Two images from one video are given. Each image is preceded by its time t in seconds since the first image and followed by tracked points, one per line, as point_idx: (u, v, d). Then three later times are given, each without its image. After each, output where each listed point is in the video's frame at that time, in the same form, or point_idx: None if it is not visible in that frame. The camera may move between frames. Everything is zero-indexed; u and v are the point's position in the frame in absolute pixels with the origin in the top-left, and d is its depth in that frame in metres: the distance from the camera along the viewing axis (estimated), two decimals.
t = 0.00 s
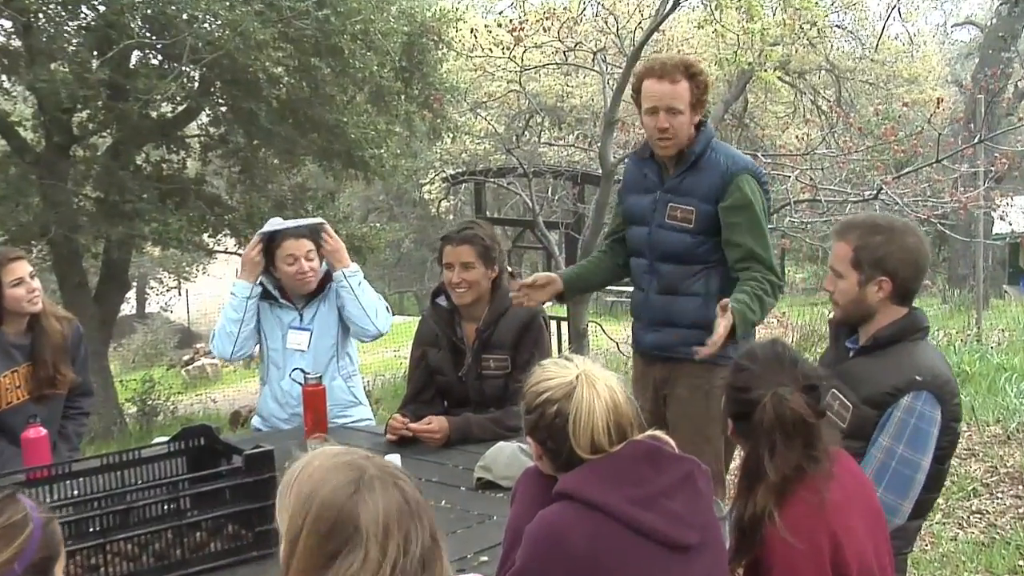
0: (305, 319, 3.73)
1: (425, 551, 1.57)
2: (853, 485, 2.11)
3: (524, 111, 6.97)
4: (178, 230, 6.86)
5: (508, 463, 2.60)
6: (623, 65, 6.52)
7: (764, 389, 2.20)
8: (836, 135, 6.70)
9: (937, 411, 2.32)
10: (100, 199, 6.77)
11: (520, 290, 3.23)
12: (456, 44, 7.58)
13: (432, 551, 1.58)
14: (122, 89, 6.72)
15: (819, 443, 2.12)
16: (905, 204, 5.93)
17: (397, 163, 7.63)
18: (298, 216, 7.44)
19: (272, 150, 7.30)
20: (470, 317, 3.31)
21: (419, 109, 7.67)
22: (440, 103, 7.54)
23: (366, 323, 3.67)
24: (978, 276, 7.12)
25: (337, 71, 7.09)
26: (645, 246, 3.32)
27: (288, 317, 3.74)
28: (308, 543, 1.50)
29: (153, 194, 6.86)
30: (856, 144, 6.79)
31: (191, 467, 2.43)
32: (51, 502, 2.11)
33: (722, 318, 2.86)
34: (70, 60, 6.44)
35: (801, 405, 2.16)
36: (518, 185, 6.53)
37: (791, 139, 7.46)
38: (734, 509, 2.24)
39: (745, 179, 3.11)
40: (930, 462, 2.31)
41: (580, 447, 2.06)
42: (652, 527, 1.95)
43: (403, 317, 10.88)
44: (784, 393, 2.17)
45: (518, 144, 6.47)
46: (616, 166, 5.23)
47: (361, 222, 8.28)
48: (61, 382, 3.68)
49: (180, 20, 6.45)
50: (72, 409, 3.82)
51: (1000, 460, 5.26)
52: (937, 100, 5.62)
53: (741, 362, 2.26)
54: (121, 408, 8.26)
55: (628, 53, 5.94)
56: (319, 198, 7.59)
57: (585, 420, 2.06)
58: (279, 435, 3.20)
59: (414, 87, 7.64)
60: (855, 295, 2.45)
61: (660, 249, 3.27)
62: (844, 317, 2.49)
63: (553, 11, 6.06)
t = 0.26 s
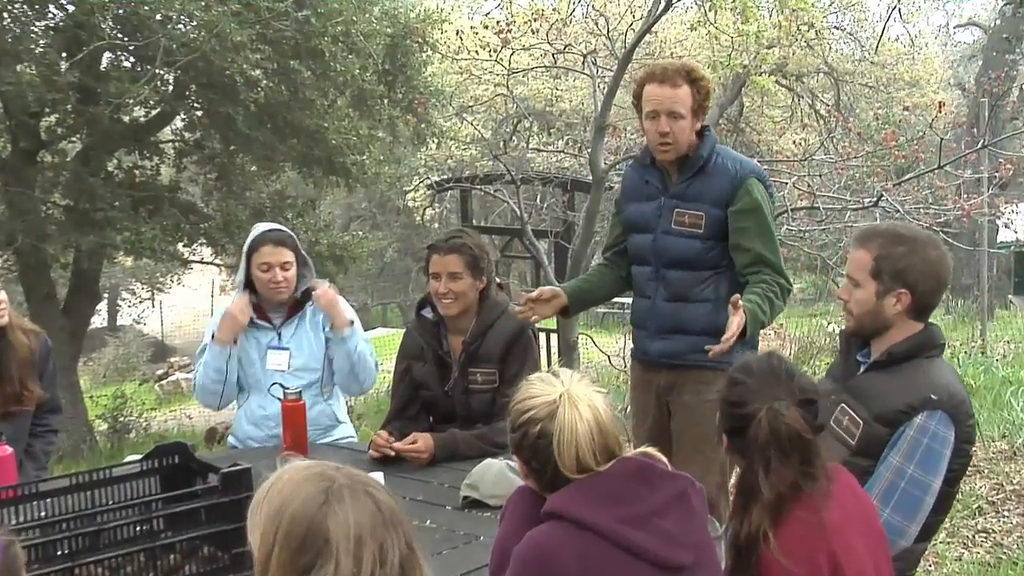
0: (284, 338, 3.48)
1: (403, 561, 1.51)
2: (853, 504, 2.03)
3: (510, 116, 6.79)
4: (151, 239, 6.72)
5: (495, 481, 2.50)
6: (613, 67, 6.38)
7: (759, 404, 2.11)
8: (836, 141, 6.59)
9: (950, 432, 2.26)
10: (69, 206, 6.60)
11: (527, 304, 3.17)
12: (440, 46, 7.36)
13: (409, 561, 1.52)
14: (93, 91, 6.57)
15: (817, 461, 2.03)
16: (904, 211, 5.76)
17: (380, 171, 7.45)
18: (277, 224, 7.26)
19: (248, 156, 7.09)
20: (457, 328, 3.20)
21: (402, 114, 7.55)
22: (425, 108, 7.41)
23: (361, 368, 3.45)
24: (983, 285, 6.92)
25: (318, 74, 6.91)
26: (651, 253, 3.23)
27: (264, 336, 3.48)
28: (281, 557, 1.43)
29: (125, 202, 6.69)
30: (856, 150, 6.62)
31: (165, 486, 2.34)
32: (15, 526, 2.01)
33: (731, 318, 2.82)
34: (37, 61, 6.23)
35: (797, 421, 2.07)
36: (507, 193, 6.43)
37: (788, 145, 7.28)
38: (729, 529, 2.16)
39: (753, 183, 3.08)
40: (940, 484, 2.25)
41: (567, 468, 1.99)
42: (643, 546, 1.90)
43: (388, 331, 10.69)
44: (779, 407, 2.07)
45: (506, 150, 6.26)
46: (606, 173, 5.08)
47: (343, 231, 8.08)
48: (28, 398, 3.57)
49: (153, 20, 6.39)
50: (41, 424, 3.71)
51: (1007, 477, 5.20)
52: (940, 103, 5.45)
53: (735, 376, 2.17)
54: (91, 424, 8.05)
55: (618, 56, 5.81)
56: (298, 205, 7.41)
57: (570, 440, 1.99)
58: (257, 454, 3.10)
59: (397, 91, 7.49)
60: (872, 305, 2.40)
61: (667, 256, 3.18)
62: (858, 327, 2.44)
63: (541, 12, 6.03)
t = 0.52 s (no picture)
0: (256, 354, 3.31)
1: None
2: (854, 523, 1.94)
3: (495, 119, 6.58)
4: (118, 247, 6.46)
5: (478, 501, 2.39)
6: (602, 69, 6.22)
7: (755, 419, 2.01)
8: (834, 144, 6.45)
9: (954, 448, 2.18)
10: (31, 213, 6.35)
11: (529, 315, 3.21)
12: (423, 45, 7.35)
13: None
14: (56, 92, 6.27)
15: (815, 478, 1.94)
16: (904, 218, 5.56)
17: (358, 177, 7.30)
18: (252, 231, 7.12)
19: (220, 160, 6.91)
20: (440, 340, 3.01)
21: (382, 117, 7.42)
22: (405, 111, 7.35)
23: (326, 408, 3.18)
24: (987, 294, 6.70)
25: (294, 75, 6.81)
26: (654, 260, 3.14)
27: (237, 352, 3.31)
28: None
29: (91, 209, 6.47)
30: (855, 154, 6.42)
31: (132, 507, 2.23)
32: None
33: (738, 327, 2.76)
34: None
35: (793, 436, 1.97)
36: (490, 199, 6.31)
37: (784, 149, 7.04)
38: (724, 551, 2.07)
39: (758, 188, 3.00)
40: (943, 502, 2.17)
41: (553, 488, 1.89)
42: (633, 569, 1.82)
43: (370, 342, 10.47)
44: (774, 422, 1.98)
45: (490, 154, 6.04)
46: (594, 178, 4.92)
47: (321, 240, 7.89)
48: None
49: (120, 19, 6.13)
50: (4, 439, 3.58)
51: (1017, 497, 4.99)
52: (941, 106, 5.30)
53: (729, 389, 2.08)
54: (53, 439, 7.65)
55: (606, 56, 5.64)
56: (273, 212, 7.28)
57: (556, 458, 1.89)
58: (228, 476, 2.98)
59: (377, 93, 7.38)
60: (870, 316, 2.31)
61: (670, 263, 3.09)
62: (857, 339, 2.35)
63: (527, 10, 5.94)
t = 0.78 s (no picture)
0: (233, 364, 3.22)
1: None
2: (857, 536, 1.86)
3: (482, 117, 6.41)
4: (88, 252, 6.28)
5: (466, 514, 2.30)
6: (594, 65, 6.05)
7: (754, 429, 1.94)
8: (836, 143, 6.29)
9: (956, 457, 2.10)
10: None
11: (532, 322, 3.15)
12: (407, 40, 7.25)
13: None
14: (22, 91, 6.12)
15: (815, 490, 1.86)
16: (909, 219, 5.42)
17: (341, 178, 7.14)
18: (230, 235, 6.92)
19: (196, 159, 6.75)
20: (428, 348, 2.93)
21: (366, 115, 7.33)
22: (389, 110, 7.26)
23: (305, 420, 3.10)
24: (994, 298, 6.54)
25: (273, 72, 6.68)
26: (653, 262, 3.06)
27: (213, 362, 3.22)
28: None
29: (61, 211, 6.25)
30: (857, 153, 6.27)
31: (105, 522, 2.15)
32: None
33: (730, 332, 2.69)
34: None
35: (793, 445, 1.89)
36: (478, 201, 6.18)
37: (784, 148, 6.88)
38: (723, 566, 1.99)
39: (757, 188, 2.92)
40: (945, 513, 2.11)
41: (545, 501, 1.82)
42: None
43: (356, 349, 10.29)
44: (773, 431, 1.90)
45: (479, 153, 5.87)
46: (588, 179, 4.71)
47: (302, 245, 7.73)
48: None
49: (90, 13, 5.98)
50: None
51: None
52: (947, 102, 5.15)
53: (727, 398, 2.00)
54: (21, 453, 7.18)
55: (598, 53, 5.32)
56: (252, 215, 7.09)
57: (546, 470, 1.81)
58: (207, 489, 2.89)
59: (361, 90, 7.31)
60: (866, 321, 2.24)
61: (668, 265, 3.02)
62: (853, 346, 2.28)
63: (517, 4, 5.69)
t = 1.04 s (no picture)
0: (214, 372, 3.12)
1: None
2: (861, 546, 1.78)
3: (470, 113, 6.27)
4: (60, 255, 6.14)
5: (454, 526, 2.22)
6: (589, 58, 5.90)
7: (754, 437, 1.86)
8: (839, 140, 6.15)
9: (952, 463, 2.03)
10: None
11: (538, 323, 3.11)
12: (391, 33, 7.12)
13: None
14: None
15: (818, 501, 1.78)
16: (915, 218, 5.24)
17: (325, 177, 7.01)
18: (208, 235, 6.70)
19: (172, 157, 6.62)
20: (416, 352, 2.85)
21: (350, 111, 7.28)
22: (375, 105, 7.19)
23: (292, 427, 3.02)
24: (1003, 300, 6.41)
25: (253, 66, 6.55)
26: (647, 262, 3.00)
27: (193, 370, 3.12)
28: None
29: (30, 211, 6.13)
30: (860, 150, 6.13)
31: (77, 537, 2.07)
32: None
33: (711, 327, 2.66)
34: None
35: (794, 453, 1.81)
36: (467, 201, 6.06)
37: (785, 145, 6.82)
38: None
39: (755, 186, 2.84)
40: (944, 522, 2.02)
41: (537, 509, 1.74)
42: None
43: (340, 354, 10.12)
44: (773, 439, 1.82)
45: (467, 151, 5.72)
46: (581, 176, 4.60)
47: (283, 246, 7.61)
48: None
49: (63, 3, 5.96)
50: None
51: None
52: (954, 98, 5.03)
53: (727, 404, 1.92)
54: None
55: (594, 46, 5.12)
56: (232, 215, 6.94)
57: (538, 477, 1.74)
58: (185, 500, 2.79)
59: (344, 85, 7.27)
60: (854, 325, 2.18)
61: (662, 265, 2.96)
62: (841, 351, 2.23)
63: None
